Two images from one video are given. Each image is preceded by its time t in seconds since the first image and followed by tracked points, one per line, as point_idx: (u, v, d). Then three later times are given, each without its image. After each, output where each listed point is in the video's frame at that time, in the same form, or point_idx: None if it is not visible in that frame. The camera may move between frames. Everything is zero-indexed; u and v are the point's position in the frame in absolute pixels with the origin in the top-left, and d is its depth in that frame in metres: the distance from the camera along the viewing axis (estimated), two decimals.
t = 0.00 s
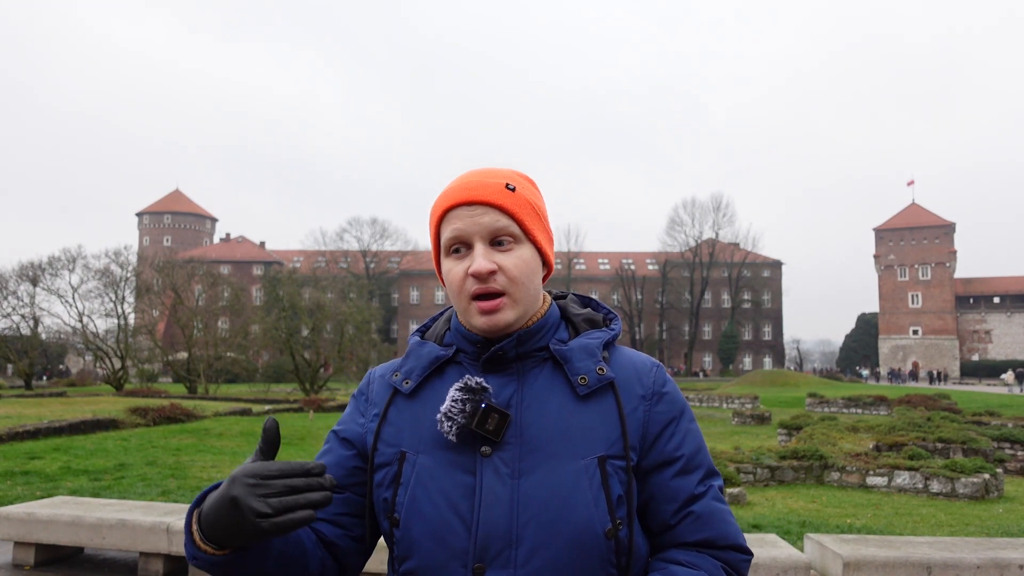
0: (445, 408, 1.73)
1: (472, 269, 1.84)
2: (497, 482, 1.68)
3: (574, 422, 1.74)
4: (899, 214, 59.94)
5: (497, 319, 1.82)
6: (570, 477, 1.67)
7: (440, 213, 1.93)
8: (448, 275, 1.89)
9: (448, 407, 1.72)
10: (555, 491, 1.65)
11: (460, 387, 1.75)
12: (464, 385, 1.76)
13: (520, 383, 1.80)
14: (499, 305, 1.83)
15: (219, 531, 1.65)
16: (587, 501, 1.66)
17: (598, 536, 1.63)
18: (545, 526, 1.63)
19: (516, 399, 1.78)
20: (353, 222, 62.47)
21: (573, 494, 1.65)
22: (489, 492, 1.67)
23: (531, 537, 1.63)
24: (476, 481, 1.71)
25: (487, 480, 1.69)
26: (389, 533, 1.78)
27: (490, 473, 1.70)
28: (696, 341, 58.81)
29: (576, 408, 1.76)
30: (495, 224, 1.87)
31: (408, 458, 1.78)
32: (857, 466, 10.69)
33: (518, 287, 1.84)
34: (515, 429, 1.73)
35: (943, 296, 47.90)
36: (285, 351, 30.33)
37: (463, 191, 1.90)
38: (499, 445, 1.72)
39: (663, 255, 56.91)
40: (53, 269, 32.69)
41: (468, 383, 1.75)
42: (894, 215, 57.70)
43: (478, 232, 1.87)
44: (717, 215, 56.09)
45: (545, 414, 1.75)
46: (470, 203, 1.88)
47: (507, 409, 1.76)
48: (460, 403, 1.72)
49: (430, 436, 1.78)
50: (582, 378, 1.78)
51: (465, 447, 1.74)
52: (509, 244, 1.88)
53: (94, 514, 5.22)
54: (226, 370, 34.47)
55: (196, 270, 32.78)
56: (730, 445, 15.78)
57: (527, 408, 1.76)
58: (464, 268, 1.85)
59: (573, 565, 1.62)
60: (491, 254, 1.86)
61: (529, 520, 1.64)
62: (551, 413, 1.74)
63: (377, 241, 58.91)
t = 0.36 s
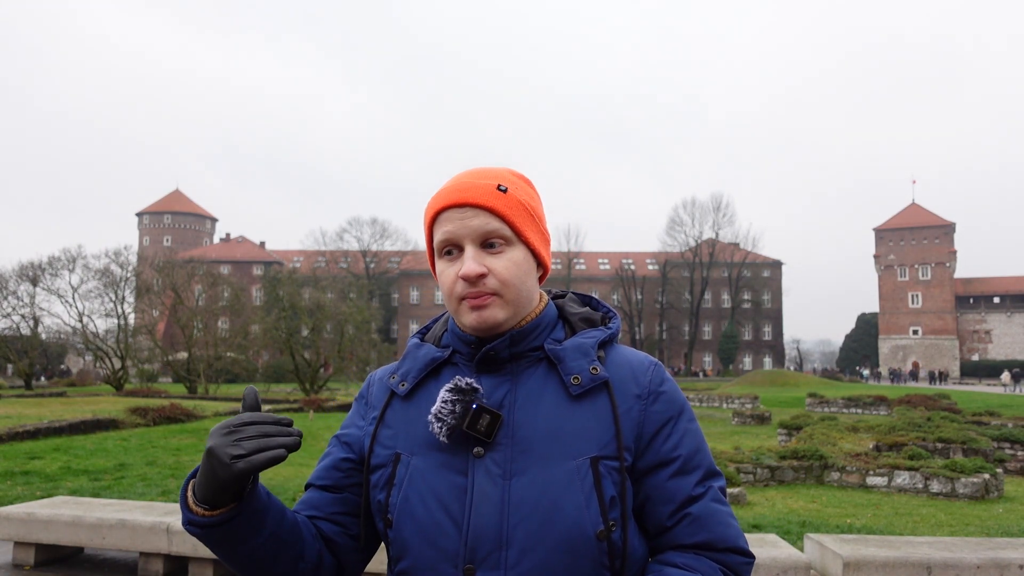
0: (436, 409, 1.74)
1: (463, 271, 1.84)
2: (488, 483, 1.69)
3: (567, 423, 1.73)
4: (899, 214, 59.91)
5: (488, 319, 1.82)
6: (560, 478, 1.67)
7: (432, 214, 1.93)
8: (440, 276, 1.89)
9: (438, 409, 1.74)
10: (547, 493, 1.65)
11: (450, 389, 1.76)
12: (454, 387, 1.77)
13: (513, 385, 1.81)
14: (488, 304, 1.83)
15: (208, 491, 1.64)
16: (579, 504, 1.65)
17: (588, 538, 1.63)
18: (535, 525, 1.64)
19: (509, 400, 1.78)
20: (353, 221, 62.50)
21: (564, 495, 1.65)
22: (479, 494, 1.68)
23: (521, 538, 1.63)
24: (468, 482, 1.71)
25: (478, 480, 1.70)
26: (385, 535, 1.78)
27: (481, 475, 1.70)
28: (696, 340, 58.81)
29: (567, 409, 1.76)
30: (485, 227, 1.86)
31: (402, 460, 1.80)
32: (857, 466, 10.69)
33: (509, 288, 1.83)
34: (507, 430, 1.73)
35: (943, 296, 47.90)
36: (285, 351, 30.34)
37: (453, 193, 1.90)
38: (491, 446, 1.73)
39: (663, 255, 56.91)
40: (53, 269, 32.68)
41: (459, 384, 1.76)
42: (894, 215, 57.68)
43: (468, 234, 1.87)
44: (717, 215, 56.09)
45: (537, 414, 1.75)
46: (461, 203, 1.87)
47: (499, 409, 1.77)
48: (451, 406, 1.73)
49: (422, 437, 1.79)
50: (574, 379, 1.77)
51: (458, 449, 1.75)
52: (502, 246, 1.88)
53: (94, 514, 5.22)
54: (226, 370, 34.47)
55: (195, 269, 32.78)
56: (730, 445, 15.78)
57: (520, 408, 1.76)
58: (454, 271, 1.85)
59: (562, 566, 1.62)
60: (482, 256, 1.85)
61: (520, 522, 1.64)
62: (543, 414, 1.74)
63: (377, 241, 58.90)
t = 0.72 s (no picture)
0: (438, 411, 1.74)
1: (474, 269, 1.83)
2: (491, 485, 1.68)
3: (567, 425, 1.74)
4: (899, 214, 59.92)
5: (495, 318, 1.81)
6: (562, 478, 1.67)
7: (445, 209, 1.92)
8: (449, 272, 1.88)
9: (440, 411, 1.74)
10: (550, 493, 1.65)
11: (452, 391, 1.76)
12: (457, 388, 1.77)
13: (512, 386, 1.81)
14: (497, 303, 1.82)
15: None
16: (581, 503, 1.66)
17: (591, 537, 1.63)
18: (537, 526, 1.64)
19: (509, 402, 1.78)
20: (353, 222, 62.50)
21: (566, 495, 1.66)
22: (482, 495, 1.67)
23: (526, 538, 1.63)
24: (470, 484, 1.71)
25: (480, 482, 1.70)
26: (386, 539, 1.78)
27: (483, 476, 1.70)
28: (696, 341, 58.77)
29: (567, 409, 1.76)
30: (502, 227, 1.86)
31: (402, 462, 1.79)
32: (857, 466, 10.69)
33: (519, 288, 1.83)
34: (508, 431, 1.73)
35: (943, 296, 47.90)
36: (285, 351, 30.34)
37: (467, 190, 1.90)
38: (492, 447, 1.72)
39: (663, 255, 56.90)
40: (53, 269, 32.66)
41: (462, 386, 1.76)
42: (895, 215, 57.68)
43: (484, 233, 1.87)
44: (717, 214, 56.09)
45: (539, 415, 1.75)
46: (477, 201, 1.87)
47: (499, 411, 1.77)
48: (453, 407, 1.73)
49: (423, 439, 1.79)
50: (575, 379, 1.78)
51: (459, 450, 1.75)
52: (513, 249, 1.88)
53: (94, 514, 5.22)
54: (226, 370, 34.47)
55: (195, 270, 32.76)
56: (730, 445, 15.77)
57: (520, 411, 1.76)
58: (467, 266, 1.84)
59: (565, 566, 1.62)
60: (496, 256, 1.85)
61: (523, 523, 1.64)
62: (542, 414, 1.74)
63: (377, 241, 58.87)
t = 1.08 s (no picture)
0: (446, 413, 1.70)
1: (487, 265, 1.81)
2: (500, 483, 1.67)
3: (571, 423, 1.75)
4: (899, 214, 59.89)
5: (506, 315, 1.79)
6: (568, 474, 1.69)
7: (456, 203, 1.89)
8: (459, 266, 1.85)
9: (449, 412, 1.70)
10: (560, 490, 1.67)
11: (460, 391, 1.73)
12: (464, 387, 1.73)
13: (513, 385, 1.80)
14: (509, 300, 1.80)
15: None
16: (588, 499, 1.68)
17: (601, 532, 1.67)
18: (552, 526, 1.64)
19: (512, 402, 1.76)
20: (353, 222, 62.52)
21: (574, 492, 1.67)
22: (493, 495, 1.66)
23: (540, 538, 1.63)
24: (479, 485, 1.68)
25: (490, 482, 1.68)
26: (389, 543, 1.72)
27: (492, 476, 1.68)
28: (696, 341, 58.78)
29: (572, 408, 1.78)
30: (517, 225, 1.86)
31: (405, 464, 1.74)
32: (857, 466, 10.70)
33: (531, 285, 1.83)
34: (515, 430, 1.73)
35: (943, 296, 47.91)
36: (285, 351, 30.34)
37: (482, 186, 1.88)
38: (498, 447, 1.71)
39: (663, 255, 56.91)
40: (53, 269, 32.64)
41: (471, 384, 1.73)
42: (895, 215, 57.67)
43: (499, 230, 1.86)
44: (717, 215, 56.09)
45: (544, 414, 1.76)
46: (493, 198, 1.86)
47: (504, 410, 1.75)
48: (464, 406, 1.70)
49: (426, 440, 1.75)
50: (575, 378, 1.80)
51: (466, 450, 1.72)
52: (522, 247, 1.89)
53: (94, 514, 5.22)
54: (226, 371, 34.48)
55: (195, 269, 32.77)
56: (730, 445, 15.78)
57: (524, 410, 1.76)
58: (478, 262, 1.82)
59: (576, 562, 1.64)
60: (510, 253, 1.84)
61: (536, 521, 1.65)
62: (545, 415, 1.75)
63: (377, 241, 58.87)
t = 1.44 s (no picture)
0: (471, 410, 1.68)
1: (511, 267, 1.81)
2: (516, 480, 1.68)
3: (575, 421, 1.81)
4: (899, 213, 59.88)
5: (523, 315, 1.81)
6: (576, 470, 1.74)
7: (481, 202, 1.85)
8: (482, 267, 1.82)
9: (472, 409, 1.68)
10: (569, 486, 1.71)
11: (482, 389, 1.71)
12: (485, 387, 1.72)
13: (518, 384, 1.82)
14: (528, 300, 1.82)
15: None
16: (596, 492, 1.76)
17: (605, 523, 1.75)
18: (566, 519, 1.68)
19: (523, 401, 1.78)
20: (353, 222, 62.51)
21: (582, 486, 1.73)
22: (511, 493, 1.66)
23: (557, 530, 1.67)
24: (495, 483, 1.68)
25: (506, 479, 1.68)
26: (401, 544, 1.66)
27: (506, 473, 1.68)
28: (696, 341, 58.77)
29: (571, 405, 1.84)
30: (539, 231, 1.88)
31: (419, 463, 1.68)
32: (857, 466, 10.70)
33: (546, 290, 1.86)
34: (525, 428, 1.75)
35: (943, 296, 47.89)
36: (285, 351, 30.32)
37: (509, 188, 1.87)
38: (511, 445, 1.72)
39: (663, 255, 56.88)
40: (53, 269, 32.62)
41: (493, 383, 1.72)
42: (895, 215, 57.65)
43: (525, 234, 1.86)
44: (716, 215, 56.09)
45: (551, 413, 1.80)
46: (519, 202, 1.86)
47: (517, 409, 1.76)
48: (487, 404, 1.69)
49: (438, 439, 1.70)
50: (575, 378, 1.87)
51: (480, 449, 1.70)
52: (539, 254, 1.92)
53: (94, 514, 5.22)
54: (226, 370, 34.47)
55: (195, 270, 32.77)
56: (730, 445, 15.77)
57: (535, 408, 1.79)
58: (503, 264, 1.82)
59: (586, 554, 1.70)
60: (532, 258, 1.86)
61: (553, 515, 1.68)
62: (550, 411, 1.79)
63: (377, 241, 58.86)
